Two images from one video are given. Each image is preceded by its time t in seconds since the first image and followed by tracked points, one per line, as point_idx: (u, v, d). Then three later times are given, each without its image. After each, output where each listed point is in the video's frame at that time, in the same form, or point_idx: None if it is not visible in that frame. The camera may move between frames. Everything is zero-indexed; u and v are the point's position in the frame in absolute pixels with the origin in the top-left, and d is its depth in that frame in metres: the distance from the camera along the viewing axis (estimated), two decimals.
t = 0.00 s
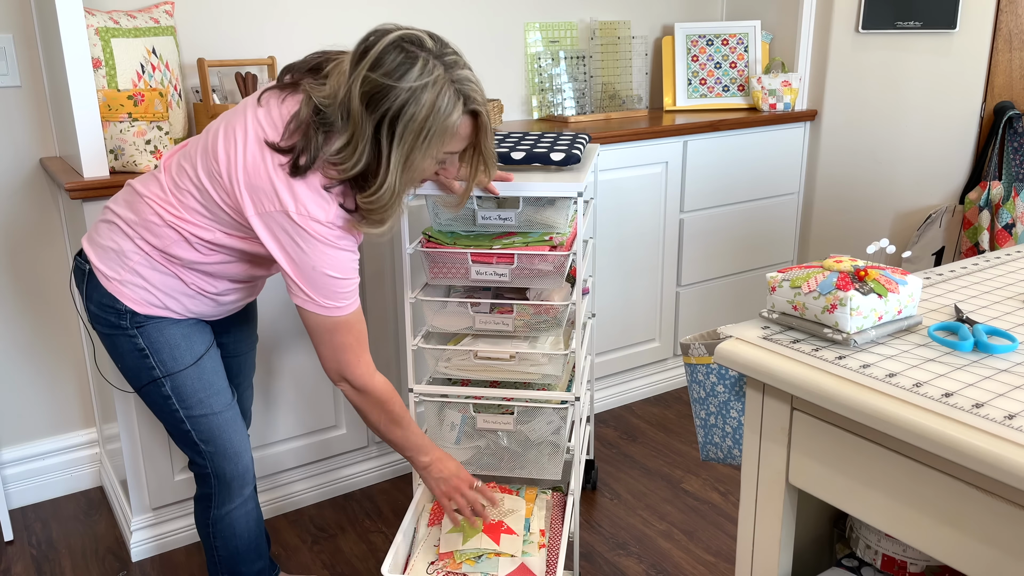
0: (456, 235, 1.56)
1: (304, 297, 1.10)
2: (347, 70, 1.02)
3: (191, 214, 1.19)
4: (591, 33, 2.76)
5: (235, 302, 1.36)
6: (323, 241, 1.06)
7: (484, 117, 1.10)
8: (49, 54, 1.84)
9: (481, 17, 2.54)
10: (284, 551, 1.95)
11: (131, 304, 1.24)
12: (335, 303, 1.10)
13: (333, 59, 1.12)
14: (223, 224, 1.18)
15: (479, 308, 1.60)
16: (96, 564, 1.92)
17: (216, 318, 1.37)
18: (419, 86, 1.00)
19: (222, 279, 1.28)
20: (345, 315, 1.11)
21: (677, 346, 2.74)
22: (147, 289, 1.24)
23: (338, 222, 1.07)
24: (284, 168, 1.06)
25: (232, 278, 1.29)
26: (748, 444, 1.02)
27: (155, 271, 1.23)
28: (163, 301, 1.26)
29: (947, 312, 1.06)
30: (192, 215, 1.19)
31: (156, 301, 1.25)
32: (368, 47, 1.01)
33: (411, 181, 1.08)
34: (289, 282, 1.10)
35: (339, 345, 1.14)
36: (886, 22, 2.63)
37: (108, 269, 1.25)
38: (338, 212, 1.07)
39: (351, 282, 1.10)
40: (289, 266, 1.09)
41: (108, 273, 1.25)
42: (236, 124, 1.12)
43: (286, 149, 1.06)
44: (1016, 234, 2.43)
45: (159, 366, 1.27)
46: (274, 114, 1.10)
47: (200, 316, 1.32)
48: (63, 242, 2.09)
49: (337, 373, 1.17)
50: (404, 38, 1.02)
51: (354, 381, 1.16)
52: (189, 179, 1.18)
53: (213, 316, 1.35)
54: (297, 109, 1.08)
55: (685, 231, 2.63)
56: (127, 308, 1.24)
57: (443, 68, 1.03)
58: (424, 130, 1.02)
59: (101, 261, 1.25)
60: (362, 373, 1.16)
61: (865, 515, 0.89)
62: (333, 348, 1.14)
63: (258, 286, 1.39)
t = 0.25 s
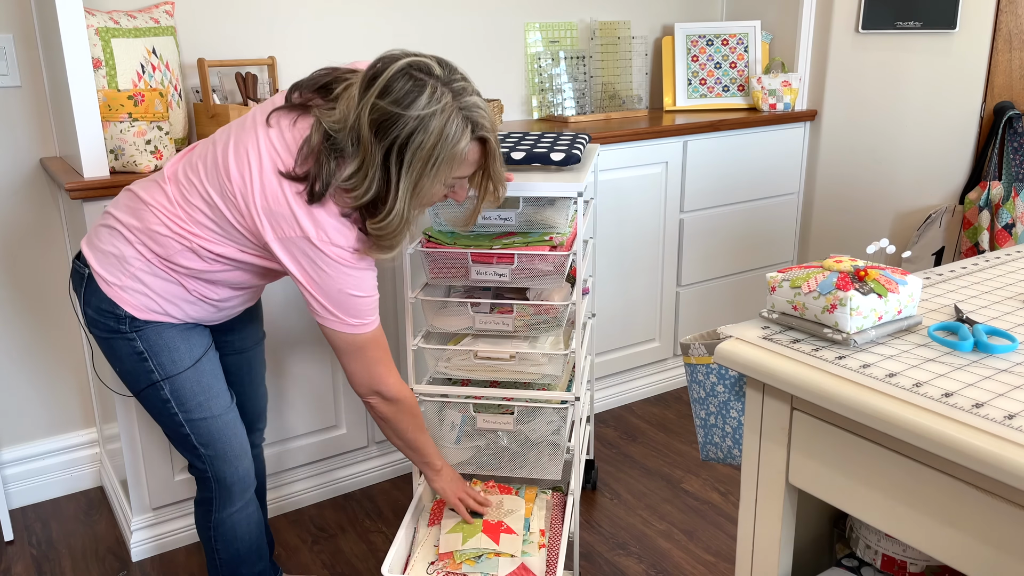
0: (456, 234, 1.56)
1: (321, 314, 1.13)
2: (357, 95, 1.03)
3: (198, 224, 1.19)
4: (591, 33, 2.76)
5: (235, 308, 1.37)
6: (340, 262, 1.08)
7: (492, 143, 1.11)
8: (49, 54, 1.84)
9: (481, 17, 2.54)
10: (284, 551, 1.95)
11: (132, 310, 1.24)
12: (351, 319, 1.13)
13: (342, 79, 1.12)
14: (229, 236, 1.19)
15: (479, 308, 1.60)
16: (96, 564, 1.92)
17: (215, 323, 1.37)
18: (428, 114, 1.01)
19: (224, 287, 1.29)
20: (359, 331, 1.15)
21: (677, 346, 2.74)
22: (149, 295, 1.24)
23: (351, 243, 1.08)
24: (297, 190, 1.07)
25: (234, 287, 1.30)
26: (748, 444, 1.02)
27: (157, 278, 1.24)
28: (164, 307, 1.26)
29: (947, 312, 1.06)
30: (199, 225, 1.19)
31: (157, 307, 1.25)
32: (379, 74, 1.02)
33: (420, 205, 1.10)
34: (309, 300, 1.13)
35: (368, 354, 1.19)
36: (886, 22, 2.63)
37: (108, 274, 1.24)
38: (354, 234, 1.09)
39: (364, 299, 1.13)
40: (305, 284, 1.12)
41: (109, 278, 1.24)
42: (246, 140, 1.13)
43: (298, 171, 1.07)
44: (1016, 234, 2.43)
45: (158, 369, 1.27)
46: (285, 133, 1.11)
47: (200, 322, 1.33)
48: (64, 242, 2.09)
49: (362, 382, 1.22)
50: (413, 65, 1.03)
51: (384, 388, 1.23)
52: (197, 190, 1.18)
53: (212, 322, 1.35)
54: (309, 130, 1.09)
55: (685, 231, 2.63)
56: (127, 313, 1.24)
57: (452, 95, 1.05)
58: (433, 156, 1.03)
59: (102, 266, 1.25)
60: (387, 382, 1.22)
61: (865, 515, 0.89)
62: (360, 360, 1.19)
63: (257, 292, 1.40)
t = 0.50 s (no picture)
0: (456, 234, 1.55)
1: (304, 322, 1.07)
2: (361, 98, 1.04)
3: (199, 225, 1.19)
4: (591, 33, 2.76)
5: (235, 311, 1.36)
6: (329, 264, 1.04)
7: (495, 148, 1.12)
8: (49, 54, 1.84)
9: (481, 16, 2.54)
10: (284, 551, 1.95)
11: (132, 309, 1.24)
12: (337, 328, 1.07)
13: (348, 83, 1.13)
14: (230, 238, 1.19)
15: (479, 308, 1.60)
16: (96, 564, 1.92)
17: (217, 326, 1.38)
18: (432, 117, 1.02)
19: (224, 289, 1.29)
20: (344, 342, 1.08)
21: (677, 346, 2.74)
22: (149, 295, 1.24)
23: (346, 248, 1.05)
24: (294, 190, 1.05)
25: (234, 289, 1.29)
26: (748, 444, 1.02)
27: (158, 278, 1.24)
28: (164, 308, 1.26)
29: (947, 312, 1.06)
30: (200, 226, 1.19)
31: (158, 307, 1.25)
32: (384, 76, 1.03)
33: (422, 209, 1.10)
34: (294, 307, 1.07)
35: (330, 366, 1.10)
36: (886, 22, 2.63)
37: (110, 273, 1.25)
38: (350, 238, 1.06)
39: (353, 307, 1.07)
40: (293, 289, 1.06)
41: (110, 278, 1.25)
42: (249, 141, 1.13)
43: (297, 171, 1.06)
44: (1016, 234, 2.43)
45: (158, 371, 1.26)
46: (288, 134, 1.11)
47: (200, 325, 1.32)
48: (64, 242, 2.09)
49: (322, 395, 1.13)
50: (417, 68, 1.04)
51: (340, 405, 1.12)
52: (199, 191, 1.18)
53: (213, 324, 1.35)
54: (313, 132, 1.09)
55: (685, 231, 2.63)
56: (128, 313, 1.24)
57: (456, 98, 1.05)
58: (436, 159, 1.03)
59: (103, 265, 1.25)
60: (348, 399, 1.12)
61: (866, 516, 0.89)
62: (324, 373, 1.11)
63: (258, 296, 1.39)
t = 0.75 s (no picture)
0: (456, 234, 1.55)
1: (293, 315, 1.07)
2: (359, 94, 1.04)
3: (198, 220, 1.19)
4: (591, 32, 2.76)
5: (237, 308, 1.36)
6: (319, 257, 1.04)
7: (495, 140, 1.11)
8: (49, 54, 1.84)
9: (481, 16, 2.54)
10: (284, 551, 1.95)
11: (133, 305, 1.24)
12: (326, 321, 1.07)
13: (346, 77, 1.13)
14: (228, 233, 1.19)
15: (479, 308, 1.60)
16: (96, 564, 1.92)
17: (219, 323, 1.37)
18: (431, 111, 1.01)
19: (224, 285, 1.29)
20: (332, 335, 1.08)
21: (677, 346, 2.74)
22: (149, 291, 1.24)
23: (338, 242, 1.05)
24: (287, 182, 1.05)
25: (234, 285, 1.29)
26: (748, 444, 1.02)
27: (159, 275, 1.24)
28: (164, 304, 1.26)
29: (947, 312, 1.06)
30: (199, 221, 1.20)
31: (159, 304, 1.25)
32: (380, 71, 1.03)
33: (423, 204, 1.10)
34: (284, 300, 1.07)
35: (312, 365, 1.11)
36: (886, 22, 2.63)
37: (111, 270, 1.25)
38: (342, 232, 1.06)
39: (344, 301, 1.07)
40: (283, 283, 1.07)
41: (111, 274, 1.25)
42: (246, 136, 1.13)
43: (292, 164, 1.06)
44: (1016, 234, 2.43)
45: (159, 368, 1.27)
46: (285, 128, 1.10)
47: (202, 322, 1.32)
48: (64, 242, 2.09)
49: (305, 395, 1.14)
50: (414, 62, 1.04)
51: (318, 406, 1.13)
52: (197, 186, 1.18)
53: (214, 321, 1.35)
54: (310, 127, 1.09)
55: (685, 231, 2.63)
56: (129, 310, 1.24)
57: (455, 91, 1.05)
58: (436, 153, 1.03)
59: (106, 262, 1.26)
60: (325, 402, 1.12)
61: (866, 516, 0.89)
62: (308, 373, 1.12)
63: (261, 293, 1.39)
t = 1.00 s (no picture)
0: (456, 234, 1.55)
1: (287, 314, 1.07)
2: (353, 94, 1.04)
3: (197, 218, 1.20)
4: (591, 32, 2.76)
5: (237, 307, 1.35)
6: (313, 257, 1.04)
7: (491, 137, 1.12)
8: (49, 54, 1.84)
9: (481, 16, 2.54)
10: (284, 551, 1.95)
11: (133, 303, 1.24)
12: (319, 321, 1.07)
13: (343, 76, 1.13)
14: (227, 231, 1.19)
15: (479, 308, 1.60)
16: (96, 564, 1.92)
17: (220, 322, 1.37)
18: (426, 111, 1.01)
19: (223, 284, 1.28)
20: (326, 335, 1.08)
21: (677, 346, 2.74)
22: (149, 289, 1.24)
23: (332, 241, 1.05)
24: (283, 181, 1.05)
25: (234, 283, 1.29)
26: (748, 444, 1.02)
27: (159, 273, 1.24)
28: (164, 302, 1.26)
29: (947, 312, 1.06)
30: (198, 220, 1.20)
31: (159, 302, 1.25)
32: (373, 72, 1.03)
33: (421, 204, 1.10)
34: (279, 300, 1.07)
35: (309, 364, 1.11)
36: (886, 22, 2.63)
37: (112, 268, 1.25)
38: (337, 232, 1.05)
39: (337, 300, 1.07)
40: (278, 283, 1.07)
41: (112, 272, 1.25)
42: (244, 135, 1.13)
43: (287, 163, 1.06)
44: (1016, 234, 2.43)
45: (159, 366, 1.27)
46: (282, 127, 1.10)
47: (203, 320, 1.32)
48: (64, 241, 2.09)
49: (302, 393, 1.15)
50: (408, 61, 1.03)
51: (315, 405, 1.13)
52: (197, 184, 1.18)
53: (215, 319, 1.34)
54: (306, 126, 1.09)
55: (685, 231, 2.63)
56: (130, 309, 1.24)
57: (450, 90, 1.05)
58: (433, 153, 1.03)
59: (107, 260, 1.26)
60: (323, 400, 1.13)
61: (865, 515, 0.89)
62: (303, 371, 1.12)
63: (262, 292, 1.39)
